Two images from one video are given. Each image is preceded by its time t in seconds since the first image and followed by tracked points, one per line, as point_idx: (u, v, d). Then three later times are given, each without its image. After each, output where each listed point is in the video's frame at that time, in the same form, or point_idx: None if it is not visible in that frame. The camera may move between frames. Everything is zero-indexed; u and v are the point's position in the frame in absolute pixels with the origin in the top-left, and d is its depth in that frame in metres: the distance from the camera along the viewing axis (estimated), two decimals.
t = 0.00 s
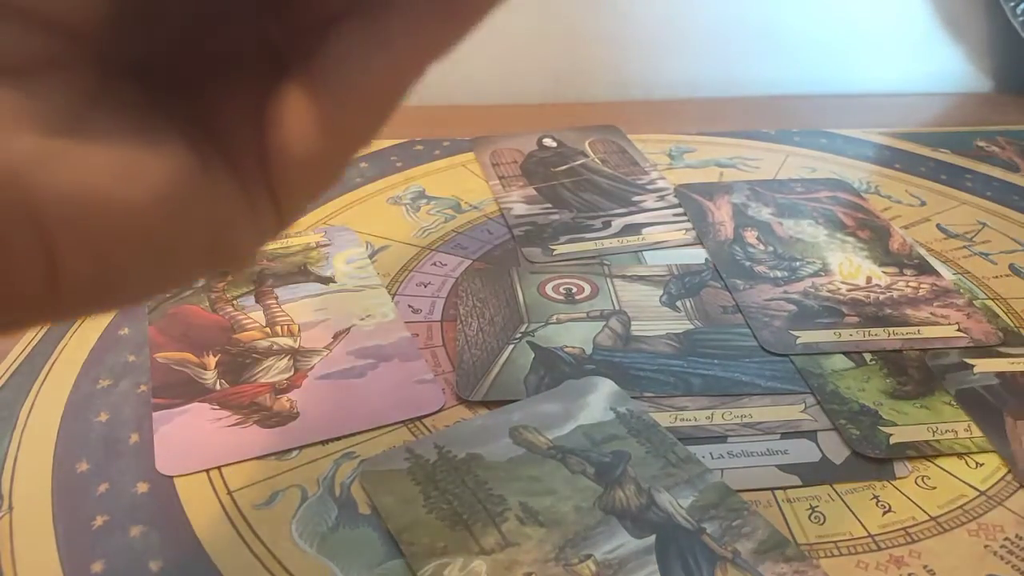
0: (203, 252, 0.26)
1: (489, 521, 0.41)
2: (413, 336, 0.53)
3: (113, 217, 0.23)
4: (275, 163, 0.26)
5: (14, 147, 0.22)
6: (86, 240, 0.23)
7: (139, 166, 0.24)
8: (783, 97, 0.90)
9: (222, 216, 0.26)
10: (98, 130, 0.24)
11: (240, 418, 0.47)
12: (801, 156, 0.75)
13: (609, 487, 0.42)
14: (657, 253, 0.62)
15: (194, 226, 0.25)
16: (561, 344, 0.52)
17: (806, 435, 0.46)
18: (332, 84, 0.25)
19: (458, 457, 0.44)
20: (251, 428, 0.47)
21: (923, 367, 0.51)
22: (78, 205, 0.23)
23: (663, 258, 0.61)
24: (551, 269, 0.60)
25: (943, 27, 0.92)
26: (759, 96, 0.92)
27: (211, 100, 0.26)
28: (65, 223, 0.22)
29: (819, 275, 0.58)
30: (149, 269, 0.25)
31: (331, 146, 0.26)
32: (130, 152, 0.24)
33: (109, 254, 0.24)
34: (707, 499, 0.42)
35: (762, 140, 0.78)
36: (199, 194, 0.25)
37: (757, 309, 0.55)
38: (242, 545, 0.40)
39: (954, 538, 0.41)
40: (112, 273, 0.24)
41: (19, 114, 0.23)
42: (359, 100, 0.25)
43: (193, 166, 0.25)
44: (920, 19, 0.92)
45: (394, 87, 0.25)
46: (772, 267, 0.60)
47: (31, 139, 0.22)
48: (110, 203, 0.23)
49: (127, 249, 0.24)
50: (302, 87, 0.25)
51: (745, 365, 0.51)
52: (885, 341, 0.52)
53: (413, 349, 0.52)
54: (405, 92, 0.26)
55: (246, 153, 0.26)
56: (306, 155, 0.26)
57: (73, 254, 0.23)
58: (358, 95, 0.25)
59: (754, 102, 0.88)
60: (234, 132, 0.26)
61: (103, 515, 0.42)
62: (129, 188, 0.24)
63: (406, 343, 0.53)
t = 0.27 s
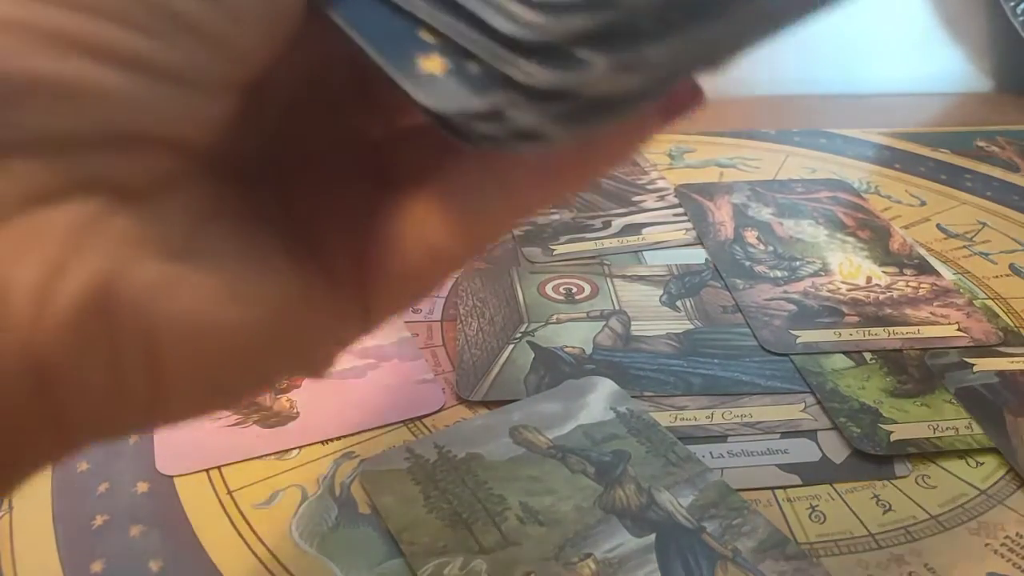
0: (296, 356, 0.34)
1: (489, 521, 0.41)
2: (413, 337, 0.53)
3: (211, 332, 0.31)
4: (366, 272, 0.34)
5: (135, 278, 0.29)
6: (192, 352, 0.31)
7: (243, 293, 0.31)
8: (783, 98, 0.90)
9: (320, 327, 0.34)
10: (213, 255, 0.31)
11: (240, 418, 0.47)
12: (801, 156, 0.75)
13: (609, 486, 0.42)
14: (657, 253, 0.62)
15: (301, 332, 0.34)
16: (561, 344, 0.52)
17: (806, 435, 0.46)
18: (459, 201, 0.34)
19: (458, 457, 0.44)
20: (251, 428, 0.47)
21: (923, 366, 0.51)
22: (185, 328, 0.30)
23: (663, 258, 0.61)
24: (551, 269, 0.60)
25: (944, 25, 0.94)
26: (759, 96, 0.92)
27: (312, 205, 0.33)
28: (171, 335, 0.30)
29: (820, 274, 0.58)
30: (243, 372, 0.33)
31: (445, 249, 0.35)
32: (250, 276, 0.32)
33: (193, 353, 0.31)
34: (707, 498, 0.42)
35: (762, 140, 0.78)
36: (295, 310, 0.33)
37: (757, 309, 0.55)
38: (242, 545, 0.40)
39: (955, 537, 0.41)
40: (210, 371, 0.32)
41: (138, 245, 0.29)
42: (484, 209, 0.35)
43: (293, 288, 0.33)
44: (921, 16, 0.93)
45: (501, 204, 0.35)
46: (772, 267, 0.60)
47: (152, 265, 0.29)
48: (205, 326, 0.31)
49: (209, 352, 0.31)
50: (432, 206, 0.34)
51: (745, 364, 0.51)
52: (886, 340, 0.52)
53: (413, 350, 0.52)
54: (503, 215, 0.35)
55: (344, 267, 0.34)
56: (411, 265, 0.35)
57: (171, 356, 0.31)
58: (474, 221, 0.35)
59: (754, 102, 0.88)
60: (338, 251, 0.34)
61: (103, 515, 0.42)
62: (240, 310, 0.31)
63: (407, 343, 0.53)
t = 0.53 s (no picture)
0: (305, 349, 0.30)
1: (489, 521, 0.41)
2: (413, 337, 0.53)
3: (207, 321, 0.28)
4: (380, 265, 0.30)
5: (127, 263, 0.26)
6: (190, 344, 0.28)
7: (245, 277, 0.28)
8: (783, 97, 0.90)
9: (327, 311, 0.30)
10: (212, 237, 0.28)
11: (240, 418, 0.47)
12: (801, 156, 0.75)
13: (609, 486, 0.42)
14: (657, 253, 0.62)
15: (310, 317, 0.30)
16: (561, 344, 0.52)
17: (806, 435, 0.46)
18: (458, 178, 0.28)
19: (458, 457, 0.44)
20: (251, 428, 0.47)
21: (922, 366, 0.51)
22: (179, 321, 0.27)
23: (663, 258, 0.61)
24: (551, 269, 0.60)
25: (944, 27, 0.94)
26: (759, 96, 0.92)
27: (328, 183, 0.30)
28: (165, 328, 0.27)
29: (820, 274, 0.58)
30: (251, 364, 0.29)
31: (449, 244, 0.29)
32: (252, 259, 0.28)
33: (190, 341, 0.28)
34: (707, 498, 0.42)
35: (762, 140, 0.78)
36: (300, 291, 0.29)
37: (757, 309, 0.55)
38: (243, 545, 0.40)
39: (954, 537, 0.41)
40: (211, 366, 0.29)
41: (138, 226, 0.26)
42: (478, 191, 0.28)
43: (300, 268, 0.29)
44: (922, 19, 0.93)
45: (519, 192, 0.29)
46: (772, 267, 0.60)
47: (146, 249, 0.26)
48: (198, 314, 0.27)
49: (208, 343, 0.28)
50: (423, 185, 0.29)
51: (745, 364, 0.51)
52: (886, 340, 0.52)
53: (413, 350, 0.52)
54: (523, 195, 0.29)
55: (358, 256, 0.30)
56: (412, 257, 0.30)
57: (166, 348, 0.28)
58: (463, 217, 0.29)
59: (754, 102, 0.88)
60: (350, 233, 0.30)
61: (103, 515, 0.42)
62: (240, 297, 0.28)
63: (407, 343, 0.53)
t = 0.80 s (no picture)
0: (291, 297, 0.27)
1: (488, 521, 0.41)
2: (413, 336, 0.53)
3: (177, 265, 0.24)
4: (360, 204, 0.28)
5: (83, 207, 0.23)
6: (161, 296, 0.24)
7: (212, 214, 0.24)
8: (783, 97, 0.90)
9: (313, 252, 0.27)
10: (171, 177, 0.25)
11: (240, 418, 0.47)
12: (801, 156, 0.75)
13: (609, 486, 0.42)
14: (657, 253, 0.62)
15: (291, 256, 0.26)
16: (561, 344, 0.52)
17: (806, 435, 0.46)
18: (417, 113, 0.28)
19: (458, 457, 0.44)
20: (251, 428, 0.47)
21: (922, 366, 0.51)
22: (146, 268, 0.24)
23: (663, 258, 0.61)
24: (551, 269, 0.60)
25: (945, 27, 0.93)
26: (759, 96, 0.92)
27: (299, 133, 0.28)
28: (131, 272, 0.24)
29: (820, 274, 0.58)
30: (234, 315, 0.26)
31: (416, 184, 0.28)
32: (219, 192, 0.25)
33: (161, 292, 0.24)
34: (707, 498, 0.42)
35: (762, 140, 0.78)
36: (280, 229, 0.26)
37: (757, 309, 0.55)
38: (242, 545, 0.40)
39: (954, 537, 0.41)
40: (189, 322, 0.25)
41: (94, 166, 0.24)
42: (438, 132, 0.28)
43: (274, 204, 0.26)
44: (922, 22, 0.92)
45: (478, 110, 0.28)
46: (772, 267, 0.60)
47: (104, 190, 0.23)
48: (168, 257, 0.24)
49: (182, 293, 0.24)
50: (381, 124, 0.28)
51: (745, 365, 0.51)
52: (886, 340, 0.52)
53: (413, 349, 0.52)
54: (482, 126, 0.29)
55: (337, 201, 0.28)
56: (385, 193, 0.28)
57: (134, 300, 0.24)
58: (437, 133, 0.28)
59: (754, 102, 0.88)
60: (329, 176, 0.28)
61: (103, 515, 0.42)
62: (209, 236, 0.24)
63: (407, 343, 0.53)
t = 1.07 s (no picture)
0: (249, 245, 0.27)
1: (488, 520, 0.41)
2: (413, 336, 0.53)
3: (140, 207, 0.23)
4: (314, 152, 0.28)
5: (34, 147, 0.22)
6: (122, 241, 0.23)
7: (169, 157, 0.24)
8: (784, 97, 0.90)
9: (270, 199, 0.27)
10: (121, 121, 0.24)
11: (240, 418, 0.47)
12: (801, 156, 0.75)
13: (609, 486, 0.42)
14: (657, 253, 0.62)
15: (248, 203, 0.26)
16: (561, 344, 0.52)
17: (806, 435, 0.46)
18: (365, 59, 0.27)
19: (458, 457, 0.44)
20: (251, 428, 0.47)
21: (922, 365, 0.51)
22: (107, 211, 0.23)
23: (663, 258, 0.61)
24: (551, 269, 0.60)
25: (945, 28, 0.93)
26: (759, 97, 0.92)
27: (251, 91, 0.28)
28: (88, 216, 0.23)
29: (820, 274, 0.58)
30: (194, 263, 0.25)
31: (373, 123, 0.27)
32: (172, 138, 0.24)
33: (121, 236, 0.23)
34: (707, 498, 0.42)
35: (762, 140, 0.78)
36: (236, 174, 0.25)
37: (757, 309, 0.55)
38: (242, 544, 0.40)
39: (954, 537, 0.41)
40: (150, 270, 0.24)
41: (41, 104, 0.22)
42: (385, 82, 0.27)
43: (229, 150, 0.25)
44: (923, 24, 0.92)
45: (435, 41, 0.27)
46: (772, 267, 0.60)
47: (57, 131, 0.22)
48: (129, 199, 0.23)
49: (143, 238, 0.24)
50: (336, 71, 0.27)
51: (746, 365, 0.51)
52: (886, 340, 0.52)
53: (413, 349, 0.52)
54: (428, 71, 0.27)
55: (291, 145, 0.28)
56: (342, 137, 0.27)
57: (93, 246, 0.23)
58: (384, 82, 0.27)
59: (754, 102, 0.88)
60: (279, 126, 0.28)
61: (102, 515, 0.42)
62: (169, 177, 0.24)
63: (407, 343, 0.53)
